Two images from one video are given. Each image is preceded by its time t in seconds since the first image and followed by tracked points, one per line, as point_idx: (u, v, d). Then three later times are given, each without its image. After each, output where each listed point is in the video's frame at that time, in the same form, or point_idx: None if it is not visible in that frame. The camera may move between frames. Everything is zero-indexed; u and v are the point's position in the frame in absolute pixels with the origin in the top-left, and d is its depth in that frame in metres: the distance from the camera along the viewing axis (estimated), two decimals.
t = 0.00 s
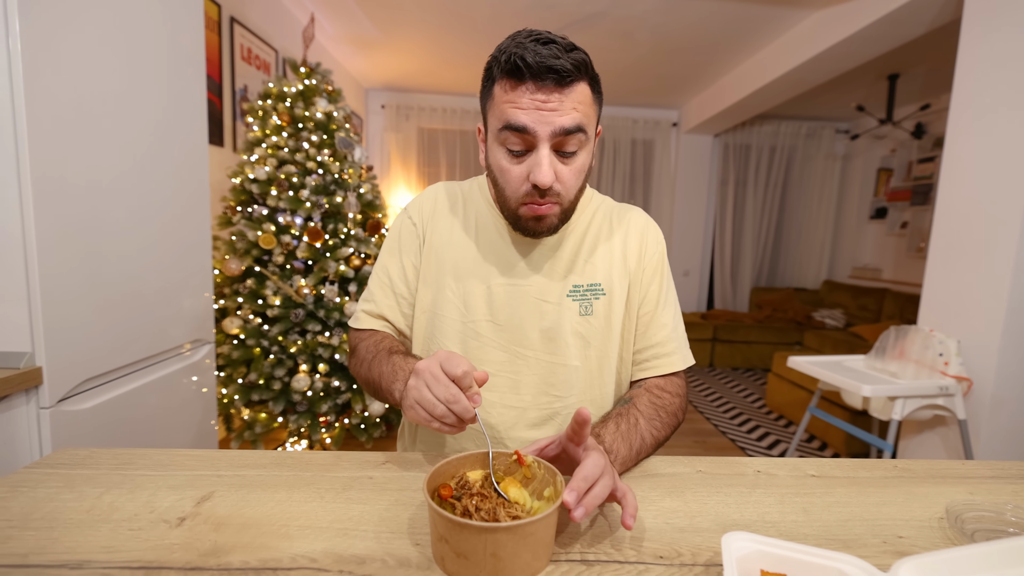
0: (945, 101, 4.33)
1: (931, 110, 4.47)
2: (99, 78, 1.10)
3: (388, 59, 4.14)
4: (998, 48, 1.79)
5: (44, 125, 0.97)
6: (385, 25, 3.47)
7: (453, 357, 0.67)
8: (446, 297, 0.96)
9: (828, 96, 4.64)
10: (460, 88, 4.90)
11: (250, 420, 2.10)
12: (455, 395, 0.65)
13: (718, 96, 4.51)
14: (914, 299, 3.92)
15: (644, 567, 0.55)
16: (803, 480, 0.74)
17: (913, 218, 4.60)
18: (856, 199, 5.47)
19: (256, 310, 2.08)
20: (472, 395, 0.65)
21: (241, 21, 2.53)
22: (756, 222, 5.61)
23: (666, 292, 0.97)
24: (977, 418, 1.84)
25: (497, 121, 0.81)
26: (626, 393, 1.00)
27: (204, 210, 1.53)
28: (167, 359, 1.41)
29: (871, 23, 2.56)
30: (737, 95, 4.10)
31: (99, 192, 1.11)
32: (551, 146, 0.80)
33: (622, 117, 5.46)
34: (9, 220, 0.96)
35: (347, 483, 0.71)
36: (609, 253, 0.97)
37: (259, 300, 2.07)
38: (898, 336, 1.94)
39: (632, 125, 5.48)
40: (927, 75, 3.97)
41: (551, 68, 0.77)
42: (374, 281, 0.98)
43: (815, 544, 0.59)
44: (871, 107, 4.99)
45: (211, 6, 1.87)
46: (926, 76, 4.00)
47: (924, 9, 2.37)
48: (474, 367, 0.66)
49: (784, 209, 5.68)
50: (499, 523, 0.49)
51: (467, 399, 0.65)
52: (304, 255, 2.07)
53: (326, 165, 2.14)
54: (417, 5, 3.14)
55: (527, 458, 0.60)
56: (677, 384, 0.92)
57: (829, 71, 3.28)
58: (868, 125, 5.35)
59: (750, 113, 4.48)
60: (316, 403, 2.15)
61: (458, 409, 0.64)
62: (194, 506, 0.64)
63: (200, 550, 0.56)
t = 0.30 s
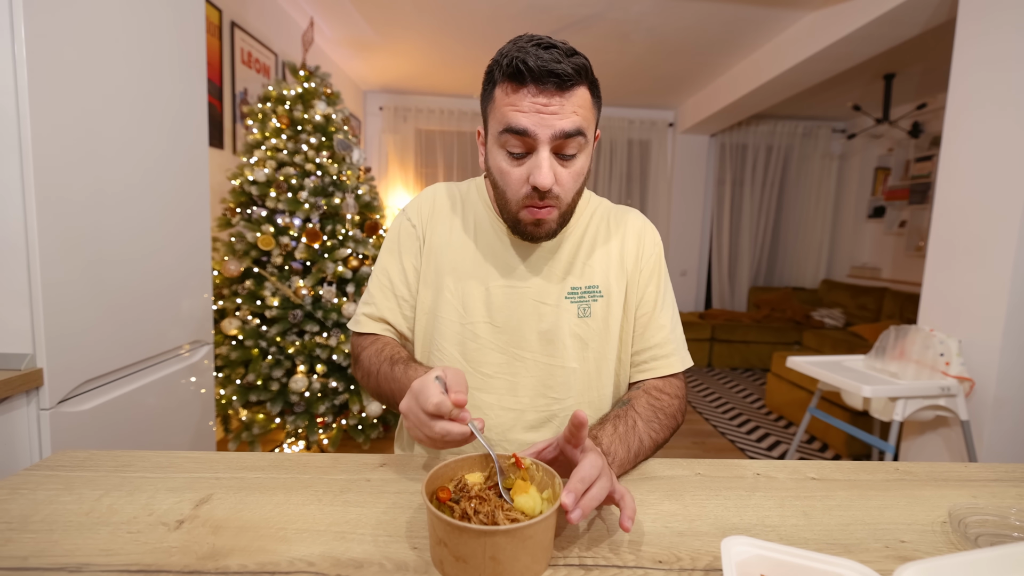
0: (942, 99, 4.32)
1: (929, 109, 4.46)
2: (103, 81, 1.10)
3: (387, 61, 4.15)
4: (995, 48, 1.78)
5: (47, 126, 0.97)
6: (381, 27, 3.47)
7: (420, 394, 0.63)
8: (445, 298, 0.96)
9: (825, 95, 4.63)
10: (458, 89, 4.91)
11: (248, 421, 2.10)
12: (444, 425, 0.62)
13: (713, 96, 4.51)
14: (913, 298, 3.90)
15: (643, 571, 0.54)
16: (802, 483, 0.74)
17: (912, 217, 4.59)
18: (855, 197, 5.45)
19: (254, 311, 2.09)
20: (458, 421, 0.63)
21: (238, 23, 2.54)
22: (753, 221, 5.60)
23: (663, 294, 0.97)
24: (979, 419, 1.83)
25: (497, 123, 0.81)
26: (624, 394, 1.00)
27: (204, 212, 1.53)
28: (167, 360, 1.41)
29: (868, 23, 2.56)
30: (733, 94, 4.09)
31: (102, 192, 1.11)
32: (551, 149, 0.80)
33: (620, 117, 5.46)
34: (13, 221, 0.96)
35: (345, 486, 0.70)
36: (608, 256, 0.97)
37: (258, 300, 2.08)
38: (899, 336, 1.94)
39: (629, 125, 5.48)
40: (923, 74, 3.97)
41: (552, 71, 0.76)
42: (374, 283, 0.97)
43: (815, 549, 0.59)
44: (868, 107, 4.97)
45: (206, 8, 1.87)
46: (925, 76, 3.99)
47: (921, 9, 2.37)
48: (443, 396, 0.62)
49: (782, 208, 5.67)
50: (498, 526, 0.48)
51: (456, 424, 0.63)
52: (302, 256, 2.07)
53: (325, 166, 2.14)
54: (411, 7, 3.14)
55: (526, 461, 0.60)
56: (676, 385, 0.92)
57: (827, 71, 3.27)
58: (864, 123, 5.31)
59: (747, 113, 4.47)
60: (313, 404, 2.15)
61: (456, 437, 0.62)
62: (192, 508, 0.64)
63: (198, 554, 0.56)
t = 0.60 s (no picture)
0: (942, 99, 4.32)
1: (929, 109, 4.46)
2: (105, 84, 1.11)
3: (387, 62, 4.16)
4: (995, 48, 1.78)
5: (49, 128, 0.98)
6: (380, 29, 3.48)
7: (389, 420, 0.62)
8: (445, 300, 0.96)
9: (824, 95, 4.62)
10: (457, 90, 4.91)
11: (248, 421, 2.10)
12: (424, 437, 0.61)
13: (712, 96, 4.50)
14: (914, 298, 3.90)
15: (641, 571, 0.55)
16: (801, 483, 0.74)
17: (912, 217, 4.58)
18: (855, 196, 5.43)
19: (254, 311, 2.09)
20: (434, 429, 0.62)
21: (239, 25, 2.55)
22: (753, 221, 5.59)
23: (663, 297, 0.98)
24: (981, 419, 1.82)
25: (501, 122, 0.81)
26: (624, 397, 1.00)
27: (205, 213, 1.54)
28: (168, 360, 1.42)
29: (866, 22, 2.56)
30: (733, 94, 4.08)
31: (104, 193, 1.11)
32: (556, 149, 0.80)
33: (619, 117, 5.46)
34: (15, 222, 0.96)
35: (344, 485, 0.71)
36: (608, 259, 0.97)
37: (258, 301, 2.08)
38: (899, 336, 1.93)
39: (628, 126, 5.49)
40: (923, 74, 3.96)
41: (558, 71, 0.77)
42: (374, 285, 0.97)
43: (813, 549, 0.59)
44: (868, 106, 4.96)
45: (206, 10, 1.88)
46: (926, 76, 3.99)
47: (920, 9, 2.36)
48: (407, 414, 0.61)
49: (782, 208, 5.66)
50: (497, 526, 0.49)
51: (434, 432, 0.62)
52: (302, 257, 2.08)
53: (324, 167, 2.15)
54: (409, 7, 3.14)
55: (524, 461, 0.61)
56: (678, 388, 0.91)
57: (827, 71, 3.27)
58: (865, 123, 5.30)
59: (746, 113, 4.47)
60: (313, 405, 2.15)
61: (439, 444, 0.61)
62: (193, 508, 0.64)
63: (199, 552, 0.56)
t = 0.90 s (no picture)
0: (945, 98, 4.29)
1: (931, 108, 4.43)
2: (111, 87, 1.11)
3: (388, 63, 4.17)
4: (1000, 48, 1.77)
5: (55, 131, 0.98)
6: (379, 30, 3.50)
7: (344, 394, 0.59)
8: (442, 311, 0.96)
9: (826, 95, 4.61)
10: (458, 90, 4.91)
11: (248, 421, 2.11)
12: (387, 402, 0.60)
13: (712, 96, 4.49)
14: (916, 299, 3.88)
15: (641, 573, 0.54)
16: (803, 486, 0.74)
17: (915, 217, 4.56)
18: (856, 196, 5.40)
19: (255, 311, 2.10)
20: (394, 390, 0.61)
21: (240, 28, 2.55)
22: (753, 221, 5.57)
23: (671, 306, 1.02)
24: (985, 421, 1.81)
25: (499, 130, 0.80)
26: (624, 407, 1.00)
27: (208, 214, 1.54)
28: (171, 360, 1.42)
29: (868, 22, 2.54)
30: (733, 93, 4.07)
31: (108, 194, 1.12)
32: (553, 161, 0.80)
33: (620, 118, 5.45)
34: (20, 224, 0.97)
35: (345, 486, 0.71)
36: (608, 271, 0.99)
37: (259, 301, 2.09)
38: (902, 337, 1.92)
39: (628, 126, 5.48)
40: (925, 73, 3.94)
41: (561, 82, 0.76)
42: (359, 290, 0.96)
43: (815, 552, 0.58)
44: (870, 106, 4.95)
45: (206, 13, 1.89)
46: (930, 76, 3.97)
47: (924, 8, 2.35)
48: (363, 381, 0.59)
49: (783, 209, 5.64)
50: (497, 527, 0.49)
51: (395, 394, 0.61)
52: (303, 257, 2.08)
53: (326, 168, 2.16)
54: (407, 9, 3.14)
55: (522, 463, 0.61)
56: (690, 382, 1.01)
57: (829, 70, 3.26)
58: (866, 122, 5.27)
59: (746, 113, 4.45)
60: (313, 405, 2.16)
61: (404, 403, 0.60)
62: (194, 508, 0.64)
63: (200, 552, 0.56)
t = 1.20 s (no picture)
0: (944, 99, 4.30)
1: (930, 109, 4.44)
2: (111, 86, 1.12)
3: (387, 63, 4.17)
4: (1000, 49, 1.77)
5: (53, 130, 0.98)
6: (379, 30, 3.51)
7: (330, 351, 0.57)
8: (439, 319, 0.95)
9: (825, 95, 4.61)
10: (458, 90, 4.91)
11: (248, 421, 2.11)
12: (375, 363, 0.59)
13: (712, 97, 4.50)
14: (915, 300, 3.88)
15: (639, 573, 0.54)
16: (801, 486, 0.74)
17: (914, 217, 4.57)
18: (856, 196, 5.41)
19: (254, 312, 2.10)
20: (381, 352, 0.60)
21: (239, 27, 2.55)
22: (753, 222, 5.58)
23: (671, 308, 1.07)
24: (983, 422, 1.82)
25: (499, 129, 0.80)
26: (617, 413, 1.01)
27: (207, 214, 1.54)
28: (170, 360, 1.42)
29: (867, 23, 2.55)
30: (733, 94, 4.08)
31: (107, 194, 1.12)
32: (551, 165, 0.79)
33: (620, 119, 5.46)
34: (19, 223, 0.97)
35: (344, 486, 0.71)
36: (608, 280, 1.00)
37: (258, 302, 2.09)
38: (901, 338, 1.93)
39: (628, 126, 5.48)
40: (924, 75, 3.95)
41: (565, 83, 0.76)
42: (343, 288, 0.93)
43: (813, 552, 0.59)
44: (870, 107, 4.95)
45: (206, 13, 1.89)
46: (929, 77, 3.98)
47: (923, 9, 2.36)
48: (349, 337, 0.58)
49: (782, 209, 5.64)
50: (496, 527, 0.49)
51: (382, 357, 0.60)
52: (302, 258, 2.08)
53: (325, 169, 2.16)
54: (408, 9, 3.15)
55: (520, 463, 0.61)
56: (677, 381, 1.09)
57: (828, 71, 3.26)
58: (866, 123, 5.27)
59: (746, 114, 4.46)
60: (313, 405, 2.17)
61: (393, 365, 0.60)
62: (193, 508, 0.64)
63: (199, 552, 0.56)
